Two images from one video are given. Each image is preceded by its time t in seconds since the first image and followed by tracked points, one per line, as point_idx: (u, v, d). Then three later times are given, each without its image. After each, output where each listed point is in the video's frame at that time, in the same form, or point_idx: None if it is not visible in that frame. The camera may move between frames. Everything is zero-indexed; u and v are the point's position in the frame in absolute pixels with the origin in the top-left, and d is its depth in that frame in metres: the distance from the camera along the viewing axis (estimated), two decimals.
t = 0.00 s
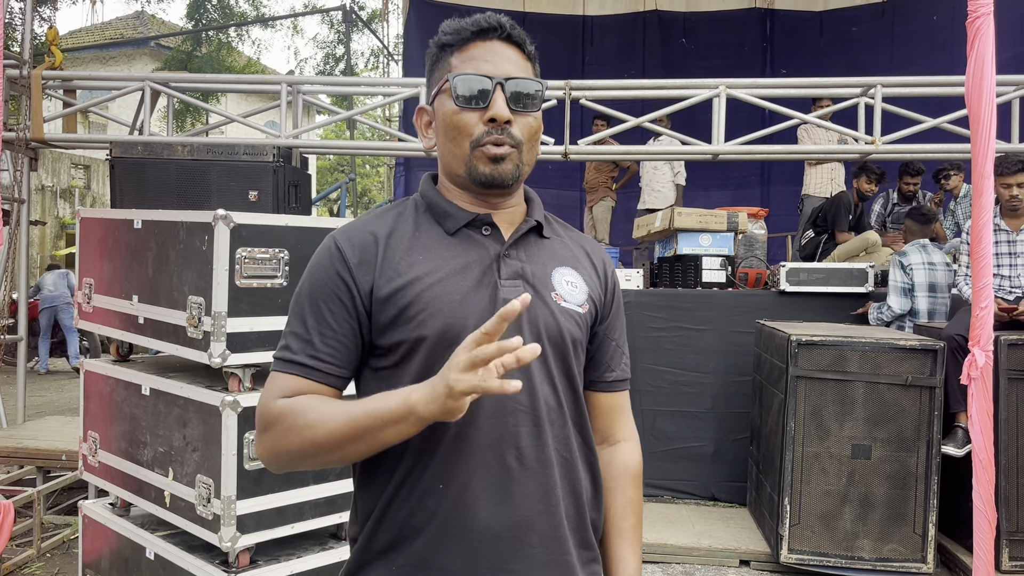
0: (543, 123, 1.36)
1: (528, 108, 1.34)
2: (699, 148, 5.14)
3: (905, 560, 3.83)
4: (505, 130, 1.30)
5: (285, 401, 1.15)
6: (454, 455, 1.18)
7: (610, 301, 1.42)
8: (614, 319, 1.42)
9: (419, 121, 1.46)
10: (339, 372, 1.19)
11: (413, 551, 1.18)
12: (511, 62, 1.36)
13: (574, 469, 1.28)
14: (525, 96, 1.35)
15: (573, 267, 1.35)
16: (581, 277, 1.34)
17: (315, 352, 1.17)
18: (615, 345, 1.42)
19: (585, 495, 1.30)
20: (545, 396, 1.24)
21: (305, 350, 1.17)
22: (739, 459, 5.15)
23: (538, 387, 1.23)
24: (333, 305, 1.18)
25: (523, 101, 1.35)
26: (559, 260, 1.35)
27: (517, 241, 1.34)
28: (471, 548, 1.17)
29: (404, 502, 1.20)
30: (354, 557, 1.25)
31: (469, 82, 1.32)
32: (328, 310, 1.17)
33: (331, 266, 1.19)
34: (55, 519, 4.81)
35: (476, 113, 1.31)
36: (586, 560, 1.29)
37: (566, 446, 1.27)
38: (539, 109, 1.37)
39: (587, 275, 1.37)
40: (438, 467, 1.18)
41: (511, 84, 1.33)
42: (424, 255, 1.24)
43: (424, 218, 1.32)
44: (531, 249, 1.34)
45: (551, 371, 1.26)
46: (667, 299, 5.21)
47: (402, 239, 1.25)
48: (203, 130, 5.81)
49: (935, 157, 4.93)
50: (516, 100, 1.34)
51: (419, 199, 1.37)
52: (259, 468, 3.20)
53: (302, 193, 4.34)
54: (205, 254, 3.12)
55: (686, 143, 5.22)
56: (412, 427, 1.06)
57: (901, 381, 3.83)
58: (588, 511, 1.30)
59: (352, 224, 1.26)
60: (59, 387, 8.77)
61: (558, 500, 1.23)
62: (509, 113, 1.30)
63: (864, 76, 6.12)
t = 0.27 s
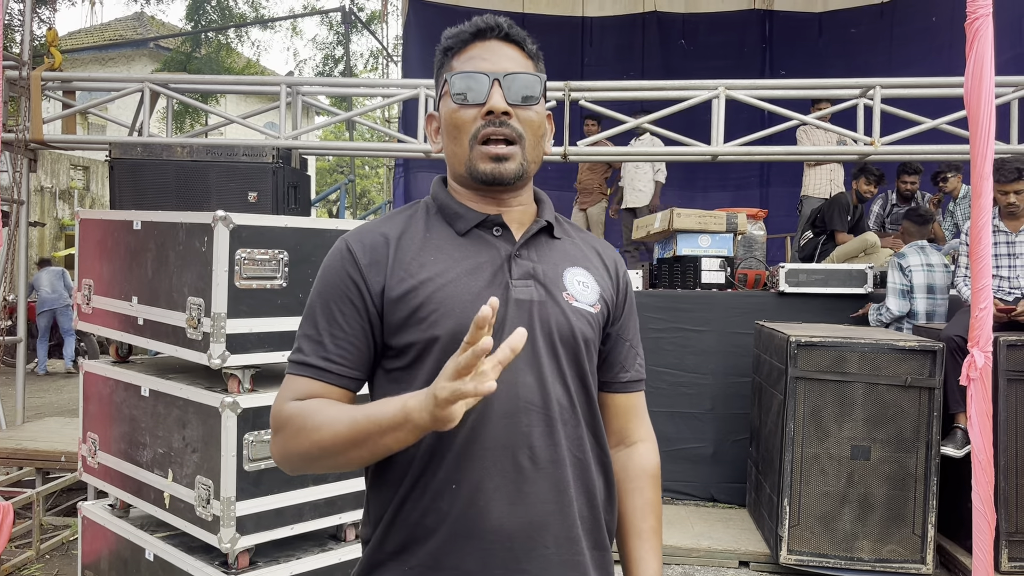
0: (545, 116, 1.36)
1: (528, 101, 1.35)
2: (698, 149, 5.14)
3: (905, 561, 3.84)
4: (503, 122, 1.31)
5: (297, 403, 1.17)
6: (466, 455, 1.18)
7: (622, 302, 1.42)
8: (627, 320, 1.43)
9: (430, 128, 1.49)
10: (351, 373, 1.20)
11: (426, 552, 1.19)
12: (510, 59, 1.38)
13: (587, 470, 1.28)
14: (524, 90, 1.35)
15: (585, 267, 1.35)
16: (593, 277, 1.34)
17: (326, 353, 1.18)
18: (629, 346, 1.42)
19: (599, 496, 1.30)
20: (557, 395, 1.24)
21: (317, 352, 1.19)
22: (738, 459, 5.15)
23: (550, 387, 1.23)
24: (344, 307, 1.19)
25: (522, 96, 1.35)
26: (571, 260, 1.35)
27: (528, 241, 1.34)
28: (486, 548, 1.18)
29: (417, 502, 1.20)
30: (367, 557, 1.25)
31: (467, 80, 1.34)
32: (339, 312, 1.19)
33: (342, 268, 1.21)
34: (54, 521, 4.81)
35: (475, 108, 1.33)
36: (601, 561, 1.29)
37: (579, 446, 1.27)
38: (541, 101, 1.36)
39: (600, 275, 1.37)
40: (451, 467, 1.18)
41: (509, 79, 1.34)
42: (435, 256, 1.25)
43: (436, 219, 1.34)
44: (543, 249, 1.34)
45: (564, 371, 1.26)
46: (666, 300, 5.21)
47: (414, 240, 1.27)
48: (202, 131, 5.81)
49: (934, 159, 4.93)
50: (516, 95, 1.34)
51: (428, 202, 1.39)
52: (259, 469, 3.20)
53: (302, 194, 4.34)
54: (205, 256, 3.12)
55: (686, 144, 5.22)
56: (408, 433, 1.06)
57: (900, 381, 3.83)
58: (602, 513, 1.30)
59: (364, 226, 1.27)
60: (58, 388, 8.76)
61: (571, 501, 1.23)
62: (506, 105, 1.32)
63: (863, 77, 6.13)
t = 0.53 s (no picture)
0: (545, 116, 1.36)
1: (527, 102, 1.35)
2: (697, 150, 5.14)
3: (904, 562, 3.84)
4: (501, 123, 1.32)
5: (300, 407, 1.18)
6: (469, 456, 1.19)
7: (631, 304, 1.41)
8: (637, 322, 1.42)
9: (436, 133, 1.51)
10: (358, 375, 1.21)
11: (428, 553, 1.20)
12: (510, 60, 1.38)
13: (591, 473, 1.27)
14: (523, 91, 1.36)
15: (592, 269, 1.35)
16: (600, 279, 1.34)
17: (331, 355, 1.19)
18: (638, 348, 1.41)
19: (603, 499, 1.30)
20: (560, 398, 1.24)
21: (324, 353, 1.20)
22: (738, 460, 5.15)
23: (553, 390, 1.23)
24: (350, 308, 1.20)
25: (521, 96, 1.36)
26: (578, 262, 1.35)
27: (535, 243, 1.35)
28: (486, 550, 1.18)
29: (419, 503, 1.22)
30: (371, 557, 1.27)
31: (466, 82, 1.35)
32: (345, 314, 1.20)
33: (348, 271, 1.22)
34: (53, 522, 4.80)
35: (474, 111, 1.34)
36: (604, 565, 1.29)
37: (583, 449, 1.27)
38: (541, 101, 1.37)
39: (607, 278, 1.36)
40: (452, 469, 1.19)
41: (507, 80, 1.35)
42: (439, 259, 1.26)
43: (442, 221, 1.35)
44: (549, 251, 1.34)
45: (567, 374, 1.26)
46: (666, 300, 5.21)
47: (419, 244, 1.27)
48: (201, 132, 5.81)
49: (933, 160, 4.94)
50: (515, 96, 1.35)
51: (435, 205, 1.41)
52: (258, 470, 3.20)
53: (301, 195, 4.34)
54: (204, 257, 3.12)
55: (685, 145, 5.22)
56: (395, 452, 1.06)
57: (900, 383, 3.83)
58: (606, 516, 1.30)
59: (371, 229, 1.29)
60: (57, 389, 8.75)
61: (573, 504, 1.22)
62: (504, 106, 1.33)
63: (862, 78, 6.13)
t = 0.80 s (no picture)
0: (549, 119, 1.36)
1: (532, 104, 1.35)
2: (697, 151, 5.14)
3: (904, 563, 3.84)
4: (504, 126, 1.33)
5: (293, 388, 1.18)
6: (467, 458, 1.19)
7: (636, 306, 1.41)
8: (642, 325, 1.42)
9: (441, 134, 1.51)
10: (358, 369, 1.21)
11: (427, 555, 1.21)
12: (515, 62, 1.38)
13: (592, 477, 1.27)
14: (527, 93, 1.36)
15: (596, 271, 1.35)
16: (603, 281, 1.34)
17: (330, 343, 1.20)
18: (643, 351, 1.41)
19: (604, 503, 1.29)
20: (560, 401, 1.24)
21: (322, 342, 1.20)
22: (738, 461, 5.15)
23: (553, 392, 1.23)
24: (350, 302, 1.21)
25: (524, 99, 1.36)
26: (581, 264, 1.35)
27: (537, 244, 1.35)
28: (484, 553, 1.18)
29: (419, 504, 1.22)
30: (373, 557, 1.28)
31: (470, 84, 1.36)
32: (345, 307, 1.21)
33: (351, 265, 1.24)
34: (53, 523, 4.80)
35: (477, 112, 1.34)
36: (605, 569, 1.28)
37: (584, 452, 1.27)
38: (545, 102, 1.37)
39: (611, 280, 1.36)
40: (451, 470, 1.19)
41: (511, 82, 1.35)
42: (441, 258, 1.27)
43: (447, 224, 1.36)
44: (552, 253, 1.34)
45: (567, 377, 1.26)
46: (666, 301, 5.21)
47: (420, 242, 1.29)
48: (201, 134, 5.82)
49: (933, 161, 4.94)
50: (519, 99, 1.35)
51: (440, 206, 1.41)
52: (258, 472, 3.20)
53: (301, 196, 4.35)
54: (204, 258, 3.12)
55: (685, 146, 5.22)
56: (389, 391, 1.06)
57: (900, 383, 3.83)
58: (607, 520, 1.29)
59: (375, 229, 1.30)
60: (57, 391, 8.75)
61: (572, 507, 1.22)
62: (508, 109, 1.33)
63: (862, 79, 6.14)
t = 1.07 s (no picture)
0: (554, 133, 1.37)
1: (537, 119, 1.36)
2: (697, 152, 5.14)
3: (904, 564, 3.84)
4: (510, 144, 1.33)
5: (296, 388, 1.18)
6: (469, 462, 1.19)
7: (637, 309, 1.41)
8: (642, 327, 1.42)
9: (443, 132, 1.50)
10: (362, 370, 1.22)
11: (430, 559, 1.21)
12: (521, 73, 1.37)
13: (593, 481, 1.27)
14: (533, 108, 1.36)
15: (597, 275, 1.35)
16: (603, 285, 1.34)
17: (335, 344, 1.21)
18: (644, 353, 1.41)
19: (605, 507, 1.29)
20: (561, 406, 1.24)
21: (326, 342, 1.21)
22: (738, 462, 5.15)
23: (554, 397, 1.23)
24: (354, 302, 1.22)
25: (530, 111, 1.36)
26: (582, 268, 1.35)
27: (539, 248, 1.35)
28: (485, 557, 1.18)
29: (421, 508, 1.22)
30: (375, 559, 1.28)
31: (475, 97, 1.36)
32: (350, 309, 1.22)
33: (355, 267, 1.25)
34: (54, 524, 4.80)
35: (482, 127, 1.34)
36: (605, 572, 1.29)
37: (585, 457, 1.27)
38: (551, 117, 1.37)
39: (612, 284, 1.36)
40: (453, 475, 1.20)
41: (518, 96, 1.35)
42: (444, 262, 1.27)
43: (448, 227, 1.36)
44: (553, 257, 1.35)
45: (568, 381, 1.26)
46: (666, 302, 5.21)
47: (423, 243, 1.29)
48: (202, 135, 5.83)
49: (933, 162, 4.94)
50: (525, 113, 1.36)
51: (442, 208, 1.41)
52: (259, 473, 3.20)
53: (302, 198, 4.35)
54: (205, 260, 3.12)
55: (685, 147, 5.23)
56: (394, 369, 1.07)
57: (900, 384, 3.83)
58: (608, 524, 1.30)
59: (379, 230, 1.31)
60: (57, 392, 8.75)
61: (573, 512, 1.22)
62: (514, 128, 1.32)
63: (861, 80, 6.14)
